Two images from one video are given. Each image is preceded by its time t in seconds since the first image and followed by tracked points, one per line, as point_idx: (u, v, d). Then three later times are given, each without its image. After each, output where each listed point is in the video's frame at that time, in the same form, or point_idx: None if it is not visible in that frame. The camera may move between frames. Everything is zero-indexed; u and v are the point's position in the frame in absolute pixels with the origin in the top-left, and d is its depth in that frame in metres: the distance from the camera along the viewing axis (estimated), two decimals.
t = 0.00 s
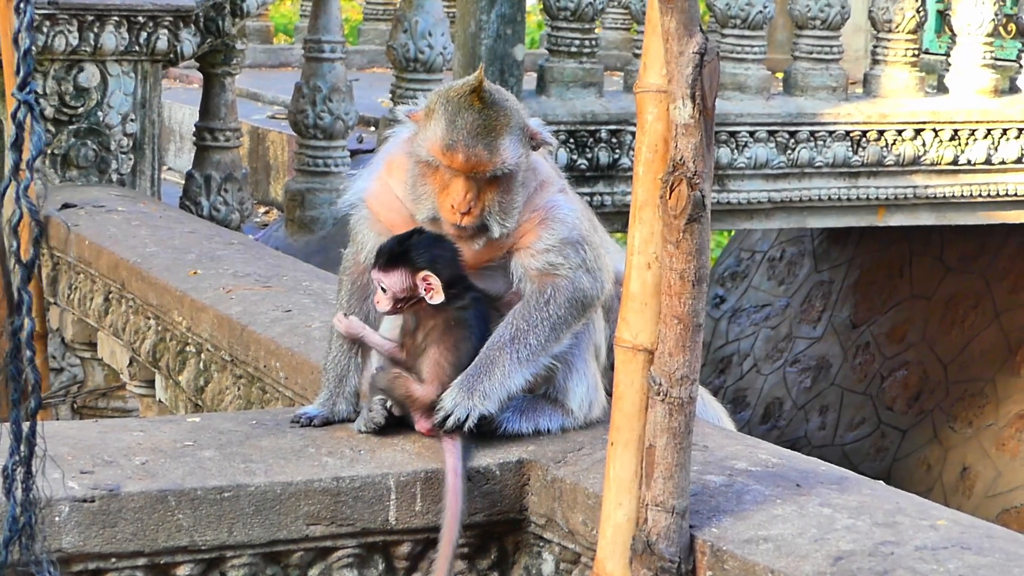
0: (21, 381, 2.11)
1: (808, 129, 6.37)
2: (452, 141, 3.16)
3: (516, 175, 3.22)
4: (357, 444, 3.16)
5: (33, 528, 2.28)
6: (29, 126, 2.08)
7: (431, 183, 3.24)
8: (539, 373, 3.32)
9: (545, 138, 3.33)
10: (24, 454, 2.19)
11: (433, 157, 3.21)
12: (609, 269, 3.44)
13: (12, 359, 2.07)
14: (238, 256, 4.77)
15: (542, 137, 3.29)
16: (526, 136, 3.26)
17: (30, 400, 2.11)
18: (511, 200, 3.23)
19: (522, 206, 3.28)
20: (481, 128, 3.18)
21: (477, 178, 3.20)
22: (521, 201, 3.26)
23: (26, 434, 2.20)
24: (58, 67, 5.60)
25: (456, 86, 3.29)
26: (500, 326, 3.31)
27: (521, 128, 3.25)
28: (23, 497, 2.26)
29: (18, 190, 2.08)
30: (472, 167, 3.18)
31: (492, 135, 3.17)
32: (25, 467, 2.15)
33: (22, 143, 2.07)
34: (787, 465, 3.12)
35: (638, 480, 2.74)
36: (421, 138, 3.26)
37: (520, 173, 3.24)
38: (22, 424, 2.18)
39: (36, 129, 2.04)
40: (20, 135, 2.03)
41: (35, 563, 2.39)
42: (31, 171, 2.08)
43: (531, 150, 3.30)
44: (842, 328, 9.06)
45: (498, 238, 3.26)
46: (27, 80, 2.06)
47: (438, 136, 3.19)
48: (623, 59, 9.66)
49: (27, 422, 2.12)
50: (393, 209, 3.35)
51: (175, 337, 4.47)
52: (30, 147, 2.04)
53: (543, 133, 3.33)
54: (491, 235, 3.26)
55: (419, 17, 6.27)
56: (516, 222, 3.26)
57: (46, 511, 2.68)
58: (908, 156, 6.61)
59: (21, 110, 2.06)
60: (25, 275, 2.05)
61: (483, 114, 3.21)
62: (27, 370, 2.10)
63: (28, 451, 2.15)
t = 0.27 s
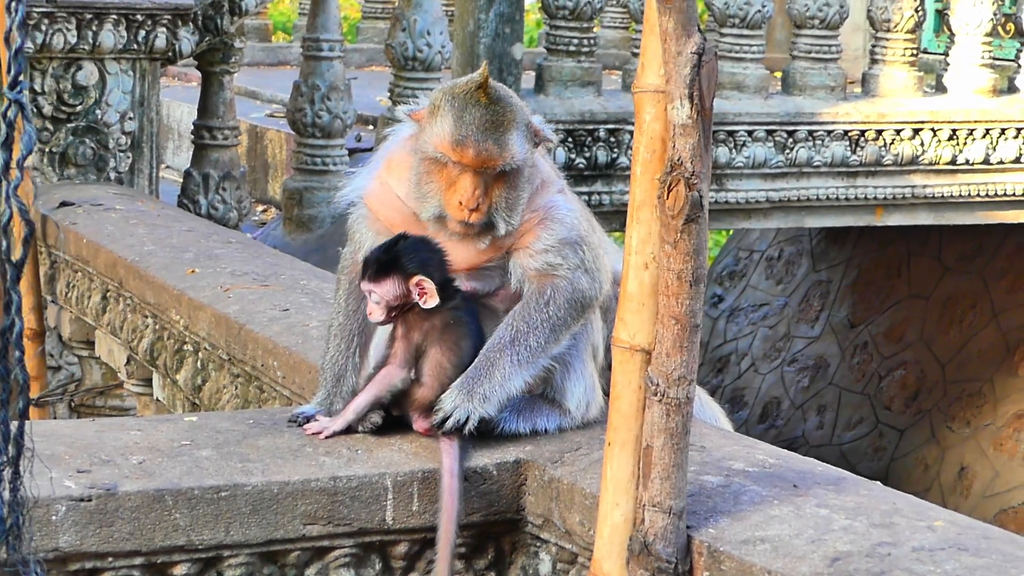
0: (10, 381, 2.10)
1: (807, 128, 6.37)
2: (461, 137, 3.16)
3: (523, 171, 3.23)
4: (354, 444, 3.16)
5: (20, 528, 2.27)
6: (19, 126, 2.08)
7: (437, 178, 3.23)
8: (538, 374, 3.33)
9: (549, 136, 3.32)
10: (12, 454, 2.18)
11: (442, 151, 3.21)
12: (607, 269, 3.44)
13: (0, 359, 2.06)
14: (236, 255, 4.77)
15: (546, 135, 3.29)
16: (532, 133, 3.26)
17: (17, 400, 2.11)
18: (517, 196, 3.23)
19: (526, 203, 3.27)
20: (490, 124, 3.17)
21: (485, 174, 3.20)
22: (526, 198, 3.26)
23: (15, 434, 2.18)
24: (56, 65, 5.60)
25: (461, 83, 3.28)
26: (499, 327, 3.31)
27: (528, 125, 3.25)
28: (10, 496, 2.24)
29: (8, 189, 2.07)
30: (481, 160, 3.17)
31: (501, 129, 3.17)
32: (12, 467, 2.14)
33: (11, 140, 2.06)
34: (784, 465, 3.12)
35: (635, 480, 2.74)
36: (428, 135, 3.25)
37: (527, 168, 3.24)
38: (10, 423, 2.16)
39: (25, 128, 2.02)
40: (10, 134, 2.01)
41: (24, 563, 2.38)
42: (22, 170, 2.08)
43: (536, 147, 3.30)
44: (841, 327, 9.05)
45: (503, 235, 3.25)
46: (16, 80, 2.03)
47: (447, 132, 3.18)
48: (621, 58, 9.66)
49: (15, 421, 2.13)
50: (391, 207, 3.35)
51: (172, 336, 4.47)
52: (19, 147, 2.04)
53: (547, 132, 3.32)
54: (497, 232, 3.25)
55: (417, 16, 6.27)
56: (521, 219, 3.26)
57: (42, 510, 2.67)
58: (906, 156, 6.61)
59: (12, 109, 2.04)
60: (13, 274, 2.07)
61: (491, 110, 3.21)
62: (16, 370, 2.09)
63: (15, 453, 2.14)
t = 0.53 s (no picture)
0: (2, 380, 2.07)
1: (805, 129, 6.37)
2: (468, 111, 3.24)
3: (527, 154, 3.27)
4: (351, 443, 3.16)
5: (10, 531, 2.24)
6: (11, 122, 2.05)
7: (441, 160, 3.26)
8: (541, 376, 3.33)
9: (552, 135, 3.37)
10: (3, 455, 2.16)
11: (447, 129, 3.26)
12: (606, 269, 3.44)
13: None
14: (233, 254, 4.77)
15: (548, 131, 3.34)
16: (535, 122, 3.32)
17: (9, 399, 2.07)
18: (521, 181, 3.26)
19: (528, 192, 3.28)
20: (497, 101, 3.24)
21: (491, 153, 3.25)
22: (529, 185, 3.28)
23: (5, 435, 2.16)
24: (55, 64, 5.60)
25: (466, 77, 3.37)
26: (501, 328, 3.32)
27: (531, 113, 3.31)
28: None
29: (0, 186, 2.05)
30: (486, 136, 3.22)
31: (507, 106, 3.24)
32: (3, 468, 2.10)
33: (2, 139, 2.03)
34: (781, 465, 3.12)
35: (631, 480, 2.74)
36: (433, 120, 3.31)
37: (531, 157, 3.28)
38: None
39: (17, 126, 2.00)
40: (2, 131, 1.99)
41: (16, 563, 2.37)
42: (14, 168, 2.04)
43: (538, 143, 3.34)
44: (839, 328, 9.05)
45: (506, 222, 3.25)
46: (9, 78, 1.99)
47: (454, 109, 3.25)
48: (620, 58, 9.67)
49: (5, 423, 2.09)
50: (390, 204, 3.34)
51: (170, 335, 4.46)
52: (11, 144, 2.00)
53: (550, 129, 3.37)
54: (500, 219, 3.26)
55: (416, 16, 6.26)
56: (524, 208, 3.27)
57: (38, 508, 2.68)
58: (904, 156, 6.61)
59: (2, 107, 2.00)
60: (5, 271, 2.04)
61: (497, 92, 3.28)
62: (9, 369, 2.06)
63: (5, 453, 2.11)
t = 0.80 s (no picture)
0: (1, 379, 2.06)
1: (804, 128, 6.37)
2: (465, 88, 3.27)
3: (524, 136, 3.30)
4: (349, 443, 3.16)
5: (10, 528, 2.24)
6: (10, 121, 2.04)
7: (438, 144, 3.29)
8: (536, 374, 3.33)
9: (553, 132, 3.41)
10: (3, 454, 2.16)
11: (443, 111, 3.30)
12: (604, 269, 3.44)
13: None
14: (232, 253, 4.77)
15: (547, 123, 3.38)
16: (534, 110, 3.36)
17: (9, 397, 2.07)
18: (517, 164, 3.28)
19: (524, 181, 3.30)
20: (495, 81, 3.28)
21: (487, 133, 3.27)
22: (525, 172, 3.30)
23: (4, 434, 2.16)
24: (53, 63, 5.60)
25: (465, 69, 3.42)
26: (496, 327, 3.31)
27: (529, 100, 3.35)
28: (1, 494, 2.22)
29: None
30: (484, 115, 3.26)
31: (505, 88, 3.28)
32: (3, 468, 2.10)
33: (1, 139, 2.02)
34: (779, 465, 3.12)
35: (630, 480, 2.75)
36: (430, 105, 3.34)
37: (528, 143, 3.31)
38: None
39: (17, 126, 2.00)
40: None
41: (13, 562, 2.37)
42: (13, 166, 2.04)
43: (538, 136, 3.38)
44: (837, 327, 9.05)
45: (501, 207, 3.26)
46: (8, 77, 1.98)
47: (451, 88, 3.29)
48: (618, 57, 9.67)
49: (6, 421, 2.09)
50: (389, 202, 3.36)
51: (168, 334, 4.46)
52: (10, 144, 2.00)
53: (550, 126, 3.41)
54: (496, 204, 3.27)
55: (415, 15, 6.26)
56: (520, 196, 3.29)
57: (37, 507, 2.68)
58: (903, 156, 6.61)
59: (1, 106, 1.99)
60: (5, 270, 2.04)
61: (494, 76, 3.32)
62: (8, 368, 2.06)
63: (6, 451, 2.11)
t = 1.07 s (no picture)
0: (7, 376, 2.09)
1: (802, 128, 6.38)
2: (457, 84, 3.31)
3: (516, 132, 3.34)
4: (348, 441, 3.17)
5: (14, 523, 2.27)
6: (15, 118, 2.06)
7: (429, 138, 3.32)
8: (534, 373, 3.33)
9: (550, 131, 3.44)
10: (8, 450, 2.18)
11: (435, 105, 3.33)
12: (602, 268, 3.44)
13: None
14: (231, 252, 4.77)
15: (542, 123, 3.42)
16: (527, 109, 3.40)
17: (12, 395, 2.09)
18: (509, 159, 3.32)
19: (517, 177, 3.33)
20: (488, 77, 3.32)
21: (479, 127, 3.32)
22: (518, 168, 3.33)
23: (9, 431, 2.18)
24: (52, 61, 5.60)
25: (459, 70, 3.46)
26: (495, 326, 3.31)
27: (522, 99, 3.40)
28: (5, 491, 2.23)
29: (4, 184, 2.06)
30: (474, 109, 3.30)
31: (496, 83, 3.33)
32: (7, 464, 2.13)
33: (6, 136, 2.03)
34: (777, 464, 3.12)
35: (627, 479, 2.75)
36: (423, 102, 3.37)
37: (520, 139, 3.35)
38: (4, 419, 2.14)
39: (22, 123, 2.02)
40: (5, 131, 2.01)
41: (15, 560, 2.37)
42: (18, 165, 2.06)
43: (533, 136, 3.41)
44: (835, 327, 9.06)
45: (493, 201, 3.28)
46: (12, 75, 2.00)
47: (444, 84, 3.33)
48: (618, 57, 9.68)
49: (9, 417, 2.11)
50: (387, 200, 3.35)
51: (166, 333, 4.47)
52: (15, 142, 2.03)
53: (547, 125, 3.44)
54: (488, 197, 3.28)
55: (414, 14, 6.26)
56: (513, 191, 3.31)
57: (36, 505, 2.68)
58: (901, 157, 6.61)
59: (6, 104, 2.01)
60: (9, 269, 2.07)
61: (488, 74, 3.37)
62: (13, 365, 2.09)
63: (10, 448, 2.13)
